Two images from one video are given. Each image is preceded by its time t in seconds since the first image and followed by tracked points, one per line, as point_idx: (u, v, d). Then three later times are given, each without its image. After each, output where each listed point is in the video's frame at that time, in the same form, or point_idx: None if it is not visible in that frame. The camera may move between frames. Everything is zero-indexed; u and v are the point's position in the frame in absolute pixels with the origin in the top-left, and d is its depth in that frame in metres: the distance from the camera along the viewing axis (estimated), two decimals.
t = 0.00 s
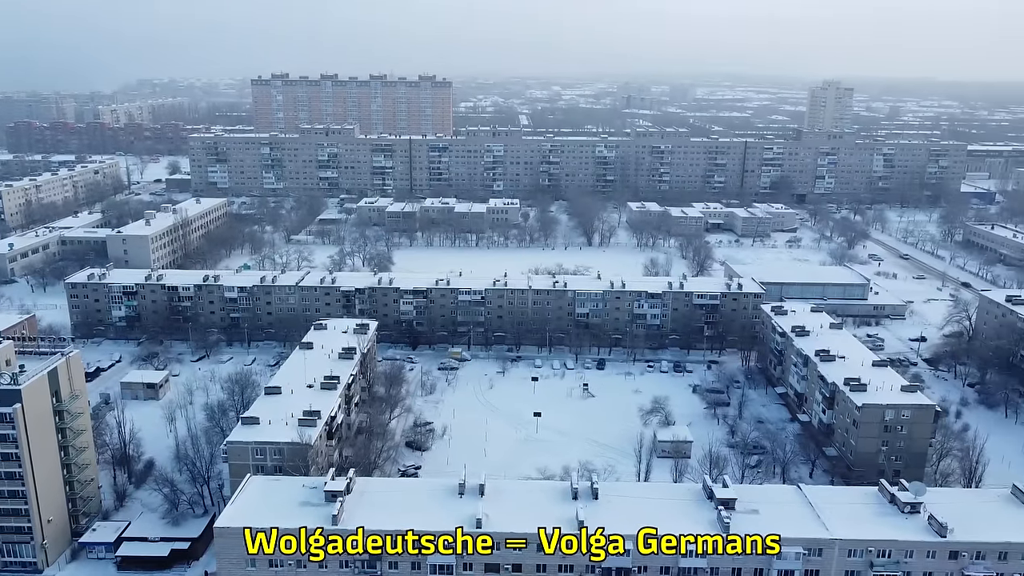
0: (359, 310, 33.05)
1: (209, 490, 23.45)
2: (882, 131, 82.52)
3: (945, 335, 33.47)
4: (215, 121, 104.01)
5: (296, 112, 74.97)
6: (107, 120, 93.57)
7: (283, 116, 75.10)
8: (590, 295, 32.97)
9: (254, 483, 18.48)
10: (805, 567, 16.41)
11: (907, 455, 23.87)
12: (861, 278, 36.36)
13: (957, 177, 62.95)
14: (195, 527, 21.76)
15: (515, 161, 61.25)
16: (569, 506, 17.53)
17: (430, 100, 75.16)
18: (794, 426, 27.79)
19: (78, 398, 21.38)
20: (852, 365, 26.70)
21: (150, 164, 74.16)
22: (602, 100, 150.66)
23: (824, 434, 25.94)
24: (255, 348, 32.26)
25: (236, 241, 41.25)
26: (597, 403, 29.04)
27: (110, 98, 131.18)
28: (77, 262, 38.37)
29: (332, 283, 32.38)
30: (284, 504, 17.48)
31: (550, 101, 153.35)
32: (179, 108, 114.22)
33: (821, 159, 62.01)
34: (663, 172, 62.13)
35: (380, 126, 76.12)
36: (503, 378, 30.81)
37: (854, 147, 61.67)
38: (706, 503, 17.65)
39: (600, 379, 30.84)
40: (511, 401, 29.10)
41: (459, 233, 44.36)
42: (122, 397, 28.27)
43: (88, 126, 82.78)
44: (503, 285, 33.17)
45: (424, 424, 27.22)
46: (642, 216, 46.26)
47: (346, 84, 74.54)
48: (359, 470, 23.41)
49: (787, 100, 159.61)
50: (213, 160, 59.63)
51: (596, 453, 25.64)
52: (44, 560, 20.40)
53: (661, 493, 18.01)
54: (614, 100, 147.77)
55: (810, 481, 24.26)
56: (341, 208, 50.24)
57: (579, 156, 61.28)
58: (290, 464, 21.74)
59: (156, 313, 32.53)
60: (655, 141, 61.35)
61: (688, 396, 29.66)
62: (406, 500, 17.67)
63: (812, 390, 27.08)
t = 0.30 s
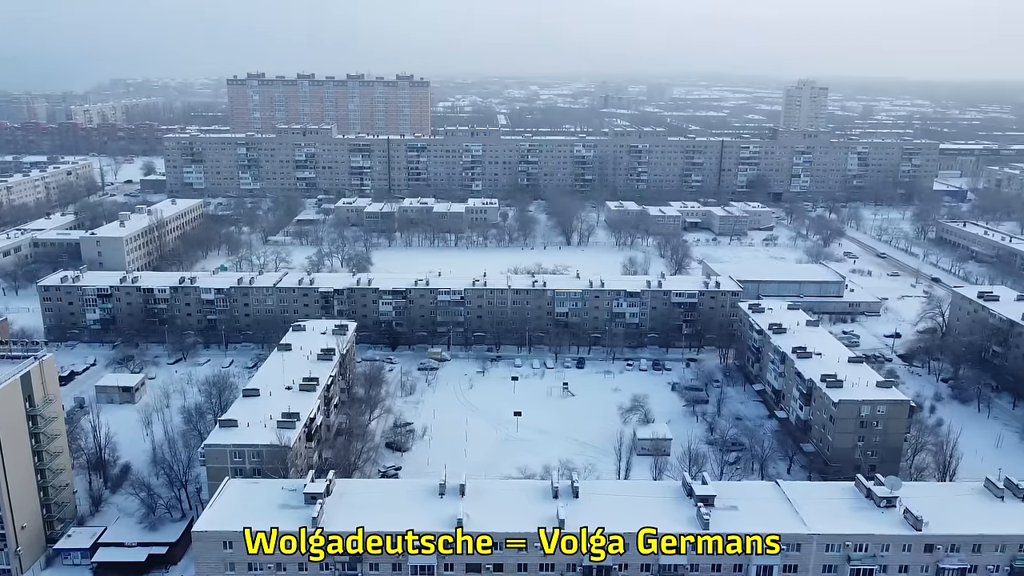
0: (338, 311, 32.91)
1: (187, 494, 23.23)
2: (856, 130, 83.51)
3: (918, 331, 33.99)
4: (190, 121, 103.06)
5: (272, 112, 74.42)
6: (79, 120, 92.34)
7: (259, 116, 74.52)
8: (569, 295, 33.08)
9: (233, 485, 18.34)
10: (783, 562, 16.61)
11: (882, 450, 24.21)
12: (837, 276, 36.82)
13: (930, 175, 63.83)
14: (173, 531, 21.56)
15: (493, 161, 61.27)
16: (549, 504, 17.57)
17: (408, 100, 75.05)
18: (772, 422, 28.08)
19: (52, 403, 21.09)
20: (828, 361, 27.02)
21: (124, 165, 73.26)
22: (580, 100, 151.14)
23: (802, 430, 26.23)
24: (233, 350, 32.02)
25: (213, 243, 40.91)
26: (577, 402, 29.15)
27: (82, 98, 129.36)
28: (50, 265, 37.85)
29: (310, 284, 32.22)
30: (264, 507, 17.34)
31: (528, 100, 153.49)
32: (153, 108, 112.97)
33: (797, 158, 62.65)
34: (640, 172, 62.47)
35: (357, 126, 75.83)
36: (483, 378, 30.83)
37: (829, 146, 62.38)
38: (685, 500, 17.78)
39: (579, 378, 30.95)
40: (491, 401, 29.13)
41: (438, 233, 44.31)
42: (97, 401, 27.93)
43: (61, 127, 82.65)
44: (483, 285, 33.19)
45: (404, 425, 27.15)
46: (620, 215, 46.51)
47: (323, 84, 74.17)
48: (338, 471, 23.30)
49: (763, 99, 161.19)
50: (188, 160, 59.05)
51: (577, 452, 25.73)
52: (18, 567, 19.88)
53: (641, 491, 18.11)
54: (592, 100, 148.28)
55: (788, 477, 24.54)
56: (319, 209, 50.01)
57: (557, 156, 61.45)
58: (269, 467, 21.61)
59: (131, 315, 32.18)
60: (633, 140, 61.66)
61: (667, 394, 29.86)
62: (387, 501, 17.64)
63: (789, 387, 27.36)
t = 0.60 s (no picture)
0: (317, 312, 32.75)
1: (164, 498, 23.00)
2: (831, 129, 84.47)
3: (893, 328, 34.47)
4: (166, 121, 101.94)
5: (249, 112, 73.76)
6: (51, 121, 91.01)
7: (236, 116, 73.87)
8: (548, 294, 33.17)
9: (211, 489, 18.17)
10: (762, 558, 16.77)
11: (859, 445, 24.53)
12: (813, 273, 37.25)
13: (903, 173, 64.73)
14: (151, 536, 21.35)
15: (472, 160, 61.23)
16: (531, 504, 17.61)
17: (386, 100, 74.83)
18: (750, 419, 28.34)
19: (26, 408, 20.60)
20: (805, 358, 27.30)
21: (97, 165, 72.26)
22: (558, 100, 151.44)
23: (780, 427, 26.51)
24: (211, 353, 31.75)
25: (189, 244, 40.53)
26: (557, 401, 29.23)
27: (54, 98, 127.37)
28: (22, 268, 37.30)
29: (288, 285, 32.03)
30: (243, 511, 17.20)
31: (506, 100, 153.49)
32: (127, 109, 111.55)
33: (773, 157, 63.25)
34: (619, 171, 62.77)
35: (335, 126, 75.44)
36: (463, 378, 30.83)
37: (804, 145, 63.05)
38: (665, 498, 17.88)
39: (560, 377, 31.04)
40: (471, 401, 29.14)
41: (416, 233, 44.23)
42: (72, 405, 27.57)
43: (32, 127, 81.61)
44: (462, 285, 33.18)
45: (385, 426, 27.07)
46: (599, 215, 46.74)
47: (299, 83, 73.70)
48: (319, 473, 23.18)
49: (739, 98, 162.49)
50: (164, 161, 58.41)
51: (557, 451, 25.79)
52: None
53: (621, 489, 18.20)
54: (570, 100, 148.73)
55: (766, 473, 24.79)
56: (297, 209, 49.71)
57: (536, 155, 61.56)
58: (248, 470, 21.46)
59: (106, 318, 31.83)
60: (611, 140, 61.91)
61: (647, 392, 30.03)
62: (367, 502, 17.59)
63: (767, 384, 27.64)
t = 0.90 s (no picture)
0: (295, 313, 32.56)
1: (141, 503, 22.73)
2: (806, 128, 85.35)
3: (868, 324, 34.95)
4: (139, 122, 100.62)
5: (224, 112, 73.05)
6: (21, 121, 89.39)
7: (211, 116, 73.13)
8: (528, 293, 33.23)
9: (189, 493, 17.97)
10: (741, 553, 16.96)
11: (836, 441, 24.84)
12: (789, 271, 37.67)
13: (877, 171, 65.61)
14: (127, 541, 21.10)
15: (450, 160, 61.12)
16: (511, 503, 17.63)
17: (362, 100, 74.58)
18: (728, 416, 28.59)
19: None
20: (782, 355, 27.58)
21: (69, 167, 71.16)
22: (536, 100, 151.59)
23: (757, 424, 26.77)
24: (187, 355, 31.44)
25: (164, 245, 40.11)
26: (537, 400, 29.30)
27: (23, 98, 125.16)
28: None
29: (266, 287, 31.81)
30: (221, 515, 17.05)
31: (484, 99, 153.34)
32: (99, 109, 109.99)
33: (749, 155, 63.82)
34: (597, 170, 62.97)
35: (312, 126, 75.01)
36: (443, 378, 30.80)
37: (780, 143, 63.70)
38: (645, 495, 17.98)
39: (539, 376, 31.12)
40: (451, 401, 29.12)
41: (395, 234, 44.10)
42: (45, 410, 27.16)
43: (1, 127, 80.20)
44: (441, 285, 33.14)
45: (364, 427, 26.96)
46: (577, 214, 46.91)
47: (275, 83, 73.18)
48: (297, 475, 23.03)
49: (715, 98, 163.69)
50: (138, 162, 57.67)
51: (537, 450, 25.84)
52: None
53: (600, 487, 18.28)
54: (548, 100, 148.95)
55: (745, 469, 24.98)
56: (274, 210, 49.36)
57: (514, 155, 61.65)
58: (226, 473, 21.28)
59: (80, 321, 31.46)
60: (588, 139, 62.11)
61: (626, 391, 30.18)
62: (347, 504, 17.53)
63: (745, 381, 27.91)
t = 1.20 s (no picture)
0: (272, 315, 32.35)
1: (117, 508, 22.44)
2: (781, 127, 86.30)
3: (843, 321, 35.40)
4: (111, 122, 99.20)
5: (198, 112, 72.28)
6: None
7: (185, 116, 72.33)
8: (506, 293, 33.28)
9: (165, 497, 17.77)
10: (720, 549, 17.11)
11: (812, 437, 25.15)
12: (765, 269, 38.07)
13: (851, 170, 66.51)
14: (103, 547, 20.83)
15: (427, 160, 60.98)
16: (492, 503, 17.64)
17: (339, 100, 74.27)
18: (706, 413, 28.81)
19: None
20: (759, 352, 27.86)
21: (40, 168, 69.97)
22: (514, 100, 151.71)
23: (735, 421, 27.03)
24: (163, 358, 31.10)
25: (138, 247, 39.64)
26: (516, 399, 29.35)
27: None
28: None
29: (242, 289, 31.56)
30: (198, 519, 16.90)
31: (461, 99, 153.10)
32: (70, 110, 108.29)
33: (725, 154, 64.37)
34: (574, 170, 63.14)
35: (288, 126, 74.50)
36: (422, 378, 30.75)
37: (755, 142, 64.33)
38: (625, 493, 18.07)
39: (518, 376, 31.18)
40: (430, 401, 29.08)
41: (372, 234, 43.94)
42: (17, 415, 26.72)
43: None
44: (420, 285, 33.10)
45: (343, 429, 26.84)
46: (554, 213, 47.04)
47: (250, 83, 72.57)
48: (276, 478, 22.87)
49: (692, 98, 164.79)
50: (110, 162, 56.89)
51: (517, 449, 25.90)
52: None
53: (580, 486, 18.34)
54: (525, 100, 149.09)
55: (723, 466, 25.16)
56: (250, 211, 48.98)
57: (491, 155, 61.68)
58: (203, 477, 21.08)
59: (52, 324, 31.08)
60: (566, 139, 62.27)
61: (605, 389, 30.32)
62: (326, 506, 17.46)
63: (722, 378, 28.17)
